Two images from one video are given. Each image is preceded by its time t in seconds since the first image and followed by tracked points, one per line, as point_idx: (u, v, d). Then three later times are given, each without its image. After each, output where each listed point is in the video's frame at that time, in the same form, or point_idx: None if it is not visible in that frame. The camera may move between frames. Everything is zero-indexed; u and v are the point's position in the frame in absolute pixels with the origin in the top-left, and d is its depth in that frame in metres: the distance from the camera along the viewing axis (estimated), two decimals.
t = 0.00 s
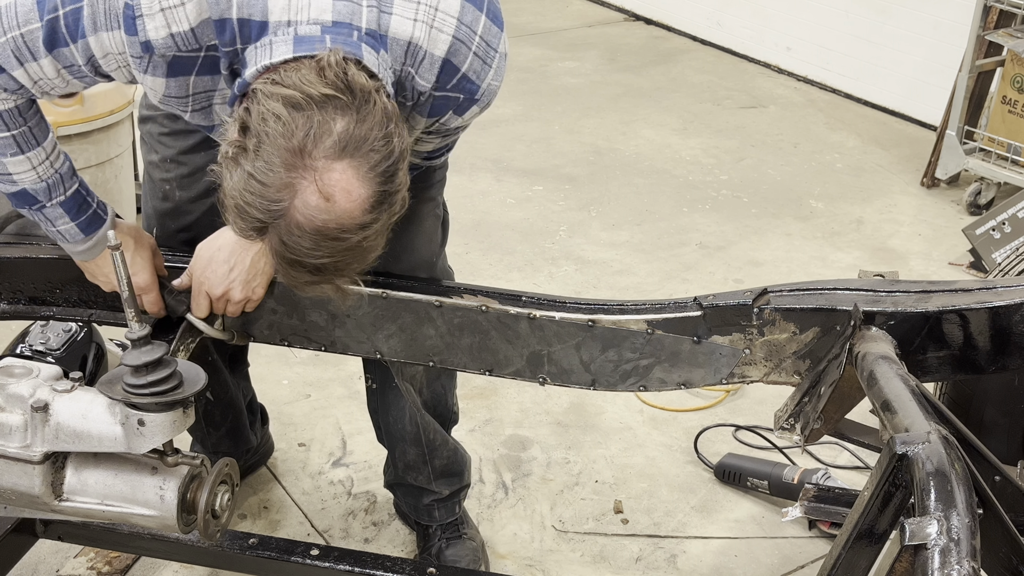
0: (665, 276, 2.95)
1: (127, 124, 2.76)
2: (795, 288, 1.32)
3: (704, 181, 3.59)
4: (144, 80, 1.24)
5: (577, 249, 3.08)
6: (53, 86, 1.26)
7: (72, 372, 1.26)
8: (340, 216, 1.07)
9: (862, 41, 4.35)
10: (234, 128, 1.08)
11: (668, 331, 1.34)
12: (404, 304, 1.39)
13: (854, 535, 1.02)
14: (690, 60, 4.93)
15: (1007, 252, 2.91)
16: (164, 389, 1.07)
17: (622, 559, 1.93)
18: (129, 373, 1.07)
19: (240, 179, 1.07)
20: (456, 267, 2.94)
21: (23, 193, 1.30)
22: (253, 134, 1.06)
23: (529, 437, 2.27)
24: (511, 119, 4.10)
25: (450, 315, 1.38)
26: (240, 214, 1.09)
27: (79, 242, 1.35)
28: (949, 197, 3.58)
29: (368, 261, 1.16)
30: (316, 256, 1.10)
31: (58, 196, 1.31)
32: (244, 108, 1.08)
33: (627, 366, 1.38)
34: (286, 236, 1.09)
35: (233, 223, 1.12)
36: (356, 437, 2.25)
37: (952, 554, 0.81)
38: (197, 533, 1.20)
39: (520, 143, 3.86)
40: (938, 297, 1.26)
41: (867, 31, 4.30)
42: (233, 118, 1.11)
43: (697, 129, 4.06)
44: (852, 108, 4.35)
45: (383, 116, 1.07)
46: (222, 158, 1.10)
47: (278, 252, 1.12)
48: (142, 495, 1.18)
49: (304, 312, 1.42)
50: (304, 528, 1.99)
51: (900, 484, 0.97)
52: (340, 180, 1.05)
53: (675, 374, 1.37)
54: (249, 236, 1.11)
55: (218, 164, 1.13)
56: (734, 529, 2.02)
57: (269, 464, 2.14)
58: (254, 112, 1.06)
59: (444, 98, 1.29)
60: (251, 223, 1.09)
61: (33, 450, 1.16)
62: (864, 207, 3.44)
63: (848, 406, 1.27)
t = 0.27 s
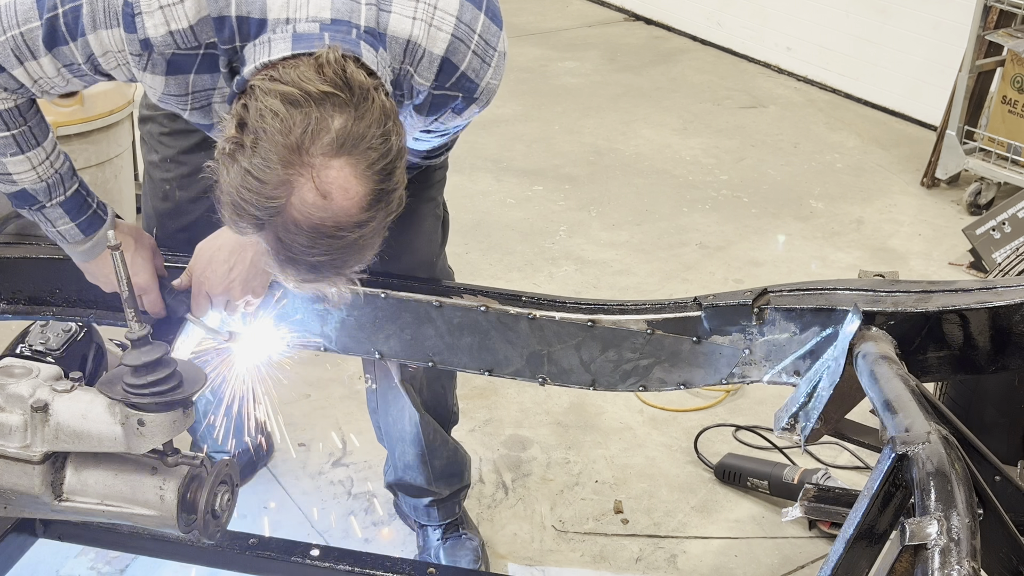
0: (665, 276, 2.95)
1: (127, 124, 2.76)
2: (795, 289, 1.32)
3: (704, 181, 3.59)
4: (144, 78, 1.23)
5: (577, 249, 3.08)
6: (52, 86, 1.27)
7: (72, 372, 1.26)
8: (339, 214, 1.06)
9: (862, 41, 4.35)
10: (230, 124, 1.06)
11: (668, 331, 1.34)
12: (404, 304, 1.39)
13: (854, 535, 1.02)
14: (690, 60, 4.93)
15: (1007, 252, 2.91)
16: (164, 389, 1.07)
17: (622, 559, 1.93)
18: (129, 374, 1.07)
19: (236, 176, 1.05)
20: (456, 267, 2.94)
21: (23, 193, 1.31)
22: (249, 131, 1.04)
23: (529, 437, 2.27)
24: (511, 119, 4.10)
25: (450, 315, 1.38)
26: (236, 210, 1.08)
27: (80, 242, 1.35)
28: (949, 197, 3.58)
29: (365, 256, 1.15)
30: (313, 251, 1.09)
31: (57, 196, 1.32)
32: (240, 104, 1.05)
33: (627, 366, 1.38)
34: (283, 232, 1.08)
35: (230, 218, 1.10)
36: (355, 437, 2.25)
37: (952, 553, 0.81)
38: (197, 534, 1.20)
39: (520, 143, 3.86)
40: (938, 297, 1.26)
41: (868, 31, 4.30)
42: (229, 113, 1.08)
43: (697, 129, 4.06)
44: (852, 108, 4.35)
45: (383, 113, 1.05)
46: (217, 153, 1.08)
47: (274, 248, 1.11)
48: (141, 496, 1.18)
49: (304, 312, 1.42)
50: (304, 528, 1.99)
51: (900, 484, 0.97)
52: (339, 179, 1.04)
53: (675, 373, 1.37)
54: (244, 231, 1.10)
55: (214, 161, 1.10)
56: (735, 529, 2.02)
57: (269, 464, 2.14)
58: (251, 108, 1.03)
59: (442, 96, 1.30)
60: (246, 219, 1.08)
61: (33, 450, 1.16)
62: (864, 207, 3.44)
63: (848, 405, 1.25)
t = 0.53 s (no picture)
0: (665, 277, 2.95)
1: (128, 124, 2.76)
2: (795, 288, 1.32)
3: (704, 181, 3.59)
4: (142, 78, 1.23)
5: (577, 250, 3.08)
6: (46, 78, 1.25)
7: (72, 372, 1.26)
8: (333, 211, 1.04)
9: (862, 41, 4.35)
10: (229, 123, 1.06)
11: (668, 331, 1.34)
12: (404, 304, 1.39)
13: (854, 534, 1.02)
14: (690, 60, 4.93)
15: (1007, 252, 2.91)
16: (165, 389, 1.07)
17: (622, 560, 1.93)
18: (129, 374, 1.07)
19: (232, 173, 1.04)
20: (456, 267, 2.94)
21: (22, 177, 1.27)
22: (246, 128, 1.03)
23: (529, 437, 2.27)
24: (511, 119, 4.10)
25: (450, 315, 1.38)
26: (231, 208, 1.06)
27: (77, 228, 1.33)
28: (949, 197, 3.58)
29: (360, 258, 1.13)
30: (307, 251, 1.07)
31: (54, 181, 1.28)
32: (239, 102, 1.05)
33: (627, 366, 1.38)
34: (277, 230, 1.06)
35: (225, 218, 1.09)
36: (356, 437, 2.25)
37: (953, 554, 0.81)
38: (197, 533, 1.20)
39: (520, 143, 3.86)
40: (938, 297, 1.26)
41: (867, 31, 4.30)
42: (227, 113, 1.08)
43: (697, 129, 4.06)
44: (852, 108, 4.35)
45: (379, 112, 1.04)
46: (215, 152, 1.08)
47: (269, 246, 1.09)
48: (141, 495, 1.18)
49: (304, 312, 1.42)
50: (304, 528, 1.99)
51: (899, 484, 0.97)
52: (334, 175, 1.02)
53: (675, 374, 1.37)
54: (240, 230, 1.09)
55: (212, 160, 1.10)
56: (735, 529, 2.02)
57: (269, 464, 2.14)
58: (248, 106, 1.03)
59: (439, 97, 1.29)
60: (240, 217, 1.07)
61: (33, 450, 1.16)
62: (864, 207, 3.44)
63: (848, 406, 1.26)
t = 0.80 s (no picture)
0: (665, 276, 2.95)
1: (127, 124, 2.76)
2: (795, 288, 1.32)
3: (704, 181, 3.59)
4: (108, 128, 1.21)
5: (577, 250, 3.08)
6: (50, 140, 1.23)
7: (71, 372, 1.25)
8: (257, 266, 1.03)
9: (862, 41, 4.35)
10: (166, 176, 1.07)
11: (668, 331, 1.34)
12: (404, 304, 1.39)
13: (855, 534, 1.02)
14: (690, 60, 4.93)
15: (1007, 252, 2.91)
16: (164, 389, 1.07)
17: (622, 559, 1.93)
18: (129, 374, 1.07)
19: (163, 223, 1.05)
20: (456, 267, 2.94)
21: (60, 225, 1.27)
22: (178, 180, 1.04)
23: (529, 437, 2.27)
24: (511, 119, 4.11)
25: (450, 315, 1.38)
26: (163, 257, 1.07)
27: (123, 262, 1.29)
28: (949, 197, 3.58)
29: (292, 313, 1.12)
30: (234, 301, 1.06)
31: (92, 218, 1.27)
32: (178, 154, 1.06)
33: (627, 366, 1.38)
34: (204, 281, 1.05)
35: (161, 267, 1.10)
36: (356, 437, 2.25)
37: (952, 554, 0.81)
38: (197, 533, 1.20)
39: (520, 143, 3.86)
40: (938, 297, 1.26)
41: (867, 31, 4.30)
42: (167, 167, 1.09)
43: (697, 129, 4.06)
44: (852, 108, 4.35)
45: (309, 172, 1.04)
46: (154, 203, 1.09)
47: (199, 296, 1.08)
48: (141, 496, 1.18)
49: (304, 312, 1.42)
50: (304, 528, 1.99)
51: (899, 484, 0.97)
52: (256, 231, 1.01)
53: (675, 374, 1.37)
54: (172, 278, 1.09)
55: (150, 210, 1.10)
56: (735, 529, 2.02)
57: (269, 464, 2.14)
58: (181, 159, 1.04)
59: (396, 148, 1.23)
60: (171, 265, 1.06)
61: (33, 450, 1.16)
62: (864, 207, 3.44)
63: (848, 406, 1.27)
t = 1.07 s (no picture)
0: (665, 276, 2.95)
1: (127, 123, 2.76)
2: (795, 288, 1.32)
3: (704, 181, 3.59)
4: (98, 112, 1.23)
5: (577, 249, 3.08)
6: (81, 129, 1.26)
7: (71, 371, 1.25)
8: (244, 246, 1.00)
9: (862, 41, 4.35)
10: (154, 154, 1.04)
11: (668, 330, 1.33)
12: (404, 304, 1.39)
13: (855, 535, 1.02)
14: (691, 60, 4.93)
15: (1007, 252, 2.91)
16: (164, 389, 1.07)
17: (622, 559, 1.93)
18: (129, 374, 1.07)
19: (149, 200, 1.02)
20: (456, 267, 2.94)
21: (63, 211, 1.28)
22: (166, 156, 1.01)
23: (529, 437, 2.27)
24: (511, 119, 4.11)
25: (450, 315, 1.38)
26: (147, 234, 1.03)
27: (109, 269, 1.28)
28: (949, 197, 3.58)
29: (277, 299, 1.08)
30: (220, 281, 1.03)
31: (92, 219, 1.28)
32: (166, 132, 1.03)
33: (627, 366, 1.37)
34: (189, 260, 1.02)
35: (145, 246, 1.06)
36: (356, 437, 2.25)
37: (953, 554, 0.81)
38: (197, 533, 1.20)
39: (521, 143, 3.86)
40: (938, 297, 1.26)
41: (867, 31, 4.30)
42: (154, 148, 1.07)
43: (697, 129, 4.06)
44: (852, 108, 4.35)
45: (302, 152, 1.02)
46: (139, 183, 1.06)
47: (184, 276, 1.05)
48: (142, 496, 1.17)
49: (303, 312, 1.42)
50: (304, 528, 1.98)
51: (900, 485, 0.97)
52: (247, 209, 0.99)
53: (675, 374, 1.37)
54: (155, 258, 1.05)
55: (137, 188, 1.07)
56: (735, 529, 2.02)
57: (269, 464, 2.14)
58: (170, 136, 1.01)
59: (391, 142, 1.23)
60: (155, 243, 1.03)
61: (33, 450, 1.16)
62: (864, 207, 3.44)
63: (848, 406, 1.27)
